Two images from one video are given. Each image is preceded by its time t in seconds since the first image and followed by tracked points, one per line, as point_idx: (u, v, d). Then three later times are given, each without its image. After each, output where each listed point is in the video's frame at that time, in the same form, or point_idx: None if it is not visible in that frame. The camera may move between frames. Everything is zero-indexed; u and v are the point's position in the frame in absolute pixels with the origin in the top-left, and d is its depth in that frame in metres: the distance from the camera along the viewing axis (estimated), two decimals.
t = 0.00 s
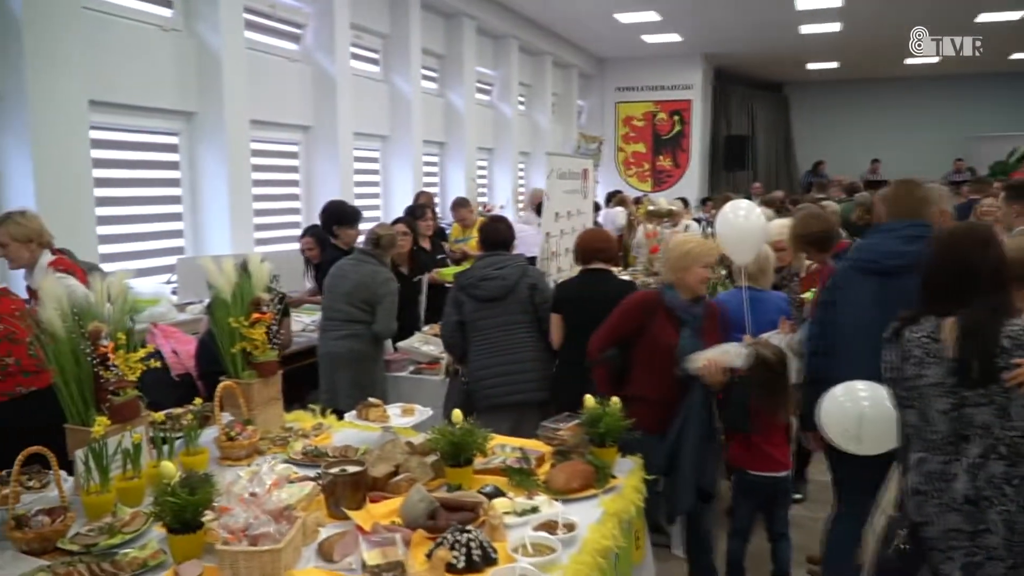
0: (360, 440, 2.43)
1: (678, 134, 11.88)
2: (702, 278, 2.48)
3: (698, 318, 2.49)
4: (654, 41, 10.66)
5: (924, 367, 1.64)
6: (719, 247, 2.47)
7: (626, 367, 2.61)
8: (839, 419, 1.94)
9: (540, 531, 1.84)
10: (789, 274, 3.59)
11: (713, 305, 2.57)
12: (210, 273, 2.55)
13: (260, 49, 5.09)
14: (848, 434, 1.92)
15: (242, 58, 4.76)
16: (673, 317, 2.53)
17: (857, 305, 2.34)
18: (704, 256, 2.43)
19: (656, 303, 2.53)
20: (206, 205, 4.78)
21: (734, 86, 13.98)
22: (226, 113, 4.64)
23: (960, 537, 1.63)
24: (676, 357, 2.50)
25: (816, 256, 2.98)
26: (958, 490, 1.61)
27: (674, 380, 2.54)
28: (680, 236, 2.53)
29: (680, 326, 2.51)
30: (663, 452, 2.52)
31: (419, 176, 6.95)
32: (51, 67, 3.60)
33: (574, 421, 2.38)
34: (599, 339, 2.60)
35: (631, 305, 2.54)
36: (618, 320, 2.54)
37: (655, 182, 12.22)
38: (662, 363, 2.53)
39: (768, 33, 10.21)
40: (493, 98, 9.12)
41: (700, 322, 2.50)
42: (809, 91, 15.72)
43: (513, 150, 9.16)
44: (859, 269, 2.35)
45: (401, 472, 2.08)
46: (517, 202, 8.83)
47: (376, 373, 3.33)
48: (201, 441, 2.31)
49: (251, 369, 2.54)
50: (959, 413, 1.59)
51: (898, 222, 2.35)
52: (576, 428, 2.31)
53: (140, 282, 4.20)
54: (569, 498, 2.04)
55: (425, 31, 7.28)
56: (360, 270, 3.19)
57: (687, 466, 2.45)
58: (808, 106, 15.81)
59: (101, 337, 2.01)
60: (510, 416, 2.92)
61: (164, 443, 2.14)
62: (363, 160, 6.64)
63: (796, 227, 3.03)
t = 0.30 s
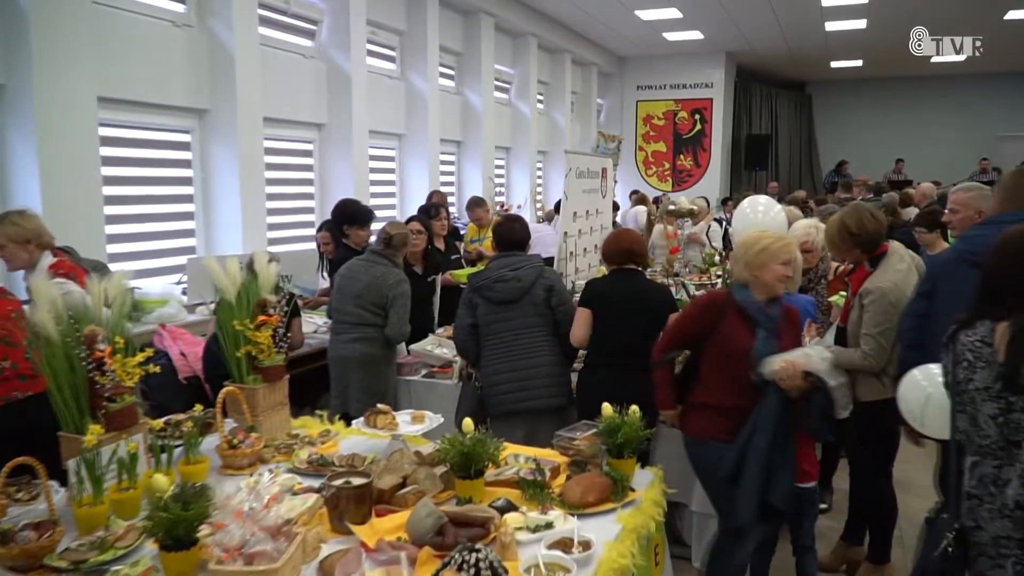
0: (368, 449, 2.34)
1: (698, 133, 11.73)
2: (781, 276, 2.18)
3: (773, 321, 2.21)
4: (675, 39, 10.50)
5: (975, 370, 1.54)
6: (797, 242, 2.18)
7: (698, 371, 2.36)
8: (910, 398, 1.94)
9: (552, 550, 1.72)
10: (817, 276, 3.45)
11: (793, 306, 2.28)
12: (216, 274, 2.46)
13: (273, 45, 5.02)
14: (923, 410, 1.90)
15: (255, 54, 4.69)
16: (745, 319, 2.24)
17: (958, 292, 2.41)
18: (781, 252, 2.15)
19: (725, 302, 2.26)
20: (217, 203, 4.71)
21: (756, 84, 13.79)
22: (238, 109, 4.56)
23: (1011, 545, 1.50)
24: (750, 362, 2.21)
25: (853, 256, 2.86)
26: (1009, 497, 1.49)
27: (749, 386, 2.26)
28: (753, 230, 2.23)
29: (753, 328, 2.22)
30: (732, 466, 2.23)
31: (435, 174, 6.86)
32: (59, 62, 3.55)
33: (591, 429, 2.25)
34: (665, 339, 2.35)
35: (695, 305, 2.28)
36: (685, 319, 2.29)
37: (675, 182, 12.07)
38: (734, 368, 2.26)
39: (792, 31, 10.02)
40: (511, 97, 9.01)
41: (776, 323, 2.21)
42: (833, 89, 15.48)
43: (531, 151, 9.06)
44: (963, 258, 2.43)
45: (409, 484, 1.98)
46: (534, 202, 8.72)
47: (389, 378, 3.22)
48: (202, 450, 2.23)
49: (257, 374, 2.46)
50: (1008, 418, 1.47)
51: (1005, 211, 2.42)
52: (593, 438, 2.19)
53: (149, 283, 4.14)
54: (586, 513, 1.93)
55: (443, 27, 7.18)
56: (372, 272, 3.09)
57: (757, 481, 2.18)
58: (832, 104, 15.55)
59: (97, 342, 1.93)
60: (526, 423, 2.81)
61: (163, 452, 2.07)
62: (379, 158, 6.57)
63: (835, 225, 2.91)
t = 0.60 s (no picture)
0: (351, 459, 2.22)
1: (697, 131, 11.61)
2: (838, 287, 2.05)
3: (833, 334, 2.05)
4: (674, 36, 10.38)
5: None
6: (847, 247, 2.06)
7: (750, 396, 2.11)
8: (933, 419, 1.89)
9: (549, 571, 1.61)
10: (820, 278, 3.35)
11: (838, 314, 2.14)
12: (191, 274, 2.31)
13: (263, 39, 4.89)
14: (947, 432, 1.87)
15: (244, 48, 4.56)
16: (808, 334, 2.02)
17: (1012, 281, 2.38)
18: (840, 261, 2.03)
19: (785, 316, 2.02)
20: (204, 202, 4.59)
21: (755, 82, 13.68)
22: (225, 104, 4.45)
23: None
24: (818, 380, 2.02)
25: (866, 258, 2.79)
26: None
27: (818, 408, 2.05)
28: (801, 240, 2.10)
29: (818, 343, 2.03)
30: (823, 496, 2.05)
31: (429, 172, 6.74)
32: (38, 54, 3.43)
33: (588, 439, 2.13)
34: (715, 363, 2.08)
35: (754, 323, 2.03)
36: (746, 340, 2.03)
37: (673, 181, 11.96)
38: (800, 388, 2.04)
39: (792, 28, 9.89)
40: (507, 94, 8.89)
41: (835, 334, 2.05)
42: (833, 89, 15.35)
43: (527, 149, 8.93)
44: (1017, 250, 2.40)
45: (394, 499, 1.86)
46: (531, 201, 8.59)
47: (378, 383, 3.11)
48: (175, 461, 2.10)
49: (236, 380, 2.34)
50: None
51: None
52: (587, 449, 2.07)
53: (132, 283, 4.02)
54: (582, 531, 1.82)
55: (438, 23, 7.05)
56: (359, 274, 2.99)
57: (859, 503, 2.04)
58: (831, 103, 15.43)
59: (62, 347, 1.80)
60: (520, 432, 2.69)
61: (133, 463, 1.95)
62: (372, 156, 6.44)
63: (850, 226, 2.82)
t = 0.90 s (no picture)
0: (333, 470, 2.10)
1: (695, 129, 11.50)
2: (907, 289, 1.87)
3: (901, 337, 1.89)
4: (672, 33, 10.26)
5: None
6: (912, 248, 1.87)
7: (821, 412, 1.88)
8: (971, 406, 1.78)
9: None
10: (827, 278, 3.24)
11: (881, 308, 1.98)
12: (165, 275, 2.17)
13: (251, 33, 4.77)
14: (994, 419, 1.75)
15: (231, 42, 4.44)
16: (883, 340, 1.84)
17: None
18: (913, 260, 1.84)
19: (865, 323, 1.81)
20: (191, 199, 4.46)
21: (754, 80, 13.56)
22: (212, 99, 4.33)
23: None
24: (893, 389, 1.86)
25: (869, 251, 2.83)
26: None
27: (891, 418, 1.89)
28: (867, 237, 1.87)
29: (891, 350, 1.86)
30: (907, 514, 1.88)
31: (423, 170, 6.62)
32: (13, 47, 3.31)
33: (585, 449, 2.02)
34: (794, 380, 1.84)
35: (839, 335, 1.79)
36: (829, 354, 1.80)
37: (671, 180, 11.86)
38: (876, 399, 1.86)
39: (791, 24, 9.77)
40: (503, 91, 8.77)
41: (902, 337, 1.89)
42: (832, 87, 15.23)
43: (523, 146, 8.82)
44: None
45: (376, 515, 1.74)
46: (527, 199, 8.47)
47: (365, 387, 3.00)
48: (146, 473, 1.98)
49: (214, 386, 2.21)
50: None
51: None
52: (582, 460, 1.95)
53: (114, 283, 3.90)
54: (576, 549, 1.70)
55: (432, 18, 6.92)
56: (345, 274, 2.92)
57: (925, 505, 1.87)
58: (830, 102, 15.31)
59: (22, 352, 1.69)
60: (511, 440, 2.58)
61: (99, 476, 1.83)
62: (366, 153, 6.32)
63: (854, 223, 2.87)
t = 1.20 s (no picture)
0: (313, 487, 1.97)
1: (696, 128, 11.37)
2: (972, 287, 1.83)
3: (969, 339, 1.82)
4: (673, 30, 10.13)
5: None
6: (983, 248, 1.81)
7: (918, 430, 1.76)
8: None
9: None
10: (835, 280, 3.12)
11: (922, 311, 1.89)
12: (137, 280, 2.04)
13: (241, 28, 4.65)
14: None
15: (220, 37, 4.33)
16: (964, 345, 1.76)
17: None
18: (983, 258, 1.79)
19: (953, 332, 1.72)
20: (179, 199, 4.34)
21: (755, 78, 13.43)
22: (199, 97, 4.21)
23: None
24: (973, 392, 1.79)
25: (863, 253, 2.35)
26: None
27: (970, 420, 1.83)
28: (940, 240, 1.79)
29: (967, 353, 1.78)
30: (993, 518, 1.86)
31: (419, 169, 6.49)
32: None
33: (580, 465, 1.89)
34: (902, 403, 1.69)
35: (938, 348, 1.68)
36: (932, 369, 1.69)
37: (672, 179, 11.73)
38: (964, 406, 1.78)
39: (793, 21, 9.64)
40: (501, 88, 8.63)
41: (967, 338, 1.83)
42: (834, 85, 15.09)
43: (522, 145, 8.69)
44: None
45: (355, 539, 1.61)
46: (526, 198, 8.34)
47: (353, 394, 2.88)
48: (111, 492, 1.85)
49: (189, 398, 2.07)
50: None
51: None
52: (576, 478, 1.83)
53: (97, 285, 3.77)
54: None
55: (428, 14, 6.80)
56: (331, 277, 2.79)
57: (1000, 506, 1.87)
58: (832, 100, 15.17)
59: None
60: (506, 452, 2.45)
61: (60, 496, 1.70)
62: (360, 151, 6.19)
63: (841, 221, 2.40)
